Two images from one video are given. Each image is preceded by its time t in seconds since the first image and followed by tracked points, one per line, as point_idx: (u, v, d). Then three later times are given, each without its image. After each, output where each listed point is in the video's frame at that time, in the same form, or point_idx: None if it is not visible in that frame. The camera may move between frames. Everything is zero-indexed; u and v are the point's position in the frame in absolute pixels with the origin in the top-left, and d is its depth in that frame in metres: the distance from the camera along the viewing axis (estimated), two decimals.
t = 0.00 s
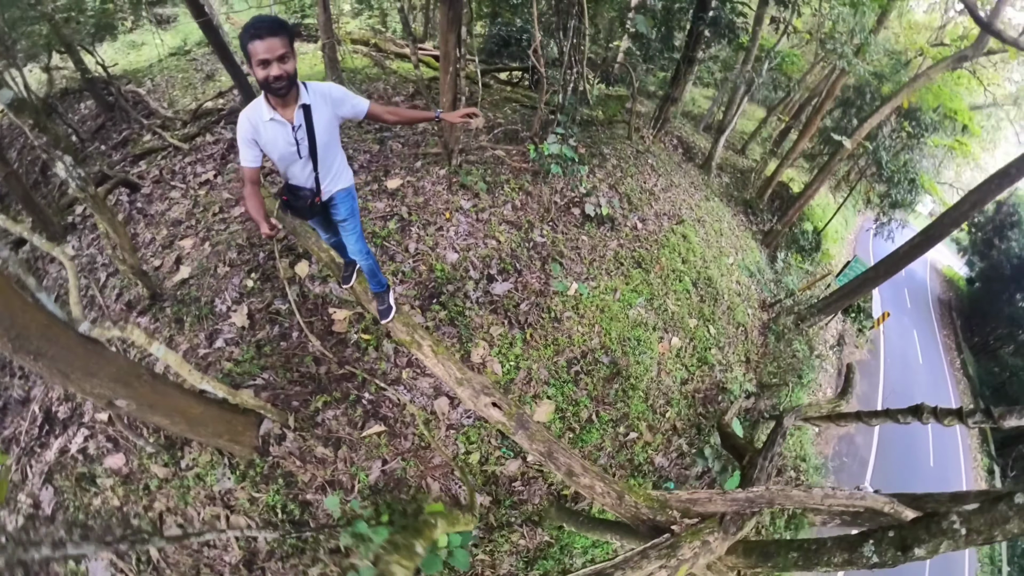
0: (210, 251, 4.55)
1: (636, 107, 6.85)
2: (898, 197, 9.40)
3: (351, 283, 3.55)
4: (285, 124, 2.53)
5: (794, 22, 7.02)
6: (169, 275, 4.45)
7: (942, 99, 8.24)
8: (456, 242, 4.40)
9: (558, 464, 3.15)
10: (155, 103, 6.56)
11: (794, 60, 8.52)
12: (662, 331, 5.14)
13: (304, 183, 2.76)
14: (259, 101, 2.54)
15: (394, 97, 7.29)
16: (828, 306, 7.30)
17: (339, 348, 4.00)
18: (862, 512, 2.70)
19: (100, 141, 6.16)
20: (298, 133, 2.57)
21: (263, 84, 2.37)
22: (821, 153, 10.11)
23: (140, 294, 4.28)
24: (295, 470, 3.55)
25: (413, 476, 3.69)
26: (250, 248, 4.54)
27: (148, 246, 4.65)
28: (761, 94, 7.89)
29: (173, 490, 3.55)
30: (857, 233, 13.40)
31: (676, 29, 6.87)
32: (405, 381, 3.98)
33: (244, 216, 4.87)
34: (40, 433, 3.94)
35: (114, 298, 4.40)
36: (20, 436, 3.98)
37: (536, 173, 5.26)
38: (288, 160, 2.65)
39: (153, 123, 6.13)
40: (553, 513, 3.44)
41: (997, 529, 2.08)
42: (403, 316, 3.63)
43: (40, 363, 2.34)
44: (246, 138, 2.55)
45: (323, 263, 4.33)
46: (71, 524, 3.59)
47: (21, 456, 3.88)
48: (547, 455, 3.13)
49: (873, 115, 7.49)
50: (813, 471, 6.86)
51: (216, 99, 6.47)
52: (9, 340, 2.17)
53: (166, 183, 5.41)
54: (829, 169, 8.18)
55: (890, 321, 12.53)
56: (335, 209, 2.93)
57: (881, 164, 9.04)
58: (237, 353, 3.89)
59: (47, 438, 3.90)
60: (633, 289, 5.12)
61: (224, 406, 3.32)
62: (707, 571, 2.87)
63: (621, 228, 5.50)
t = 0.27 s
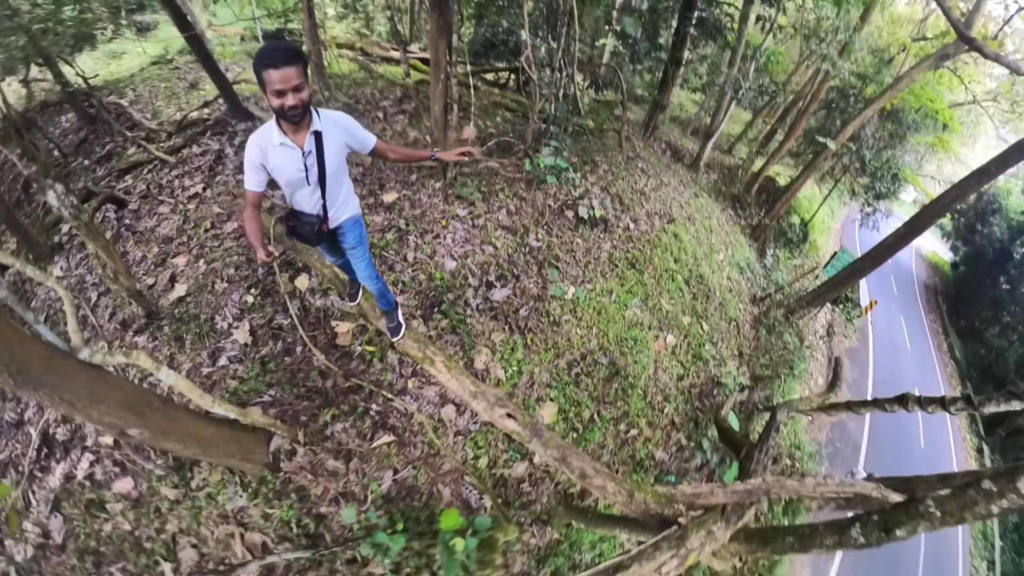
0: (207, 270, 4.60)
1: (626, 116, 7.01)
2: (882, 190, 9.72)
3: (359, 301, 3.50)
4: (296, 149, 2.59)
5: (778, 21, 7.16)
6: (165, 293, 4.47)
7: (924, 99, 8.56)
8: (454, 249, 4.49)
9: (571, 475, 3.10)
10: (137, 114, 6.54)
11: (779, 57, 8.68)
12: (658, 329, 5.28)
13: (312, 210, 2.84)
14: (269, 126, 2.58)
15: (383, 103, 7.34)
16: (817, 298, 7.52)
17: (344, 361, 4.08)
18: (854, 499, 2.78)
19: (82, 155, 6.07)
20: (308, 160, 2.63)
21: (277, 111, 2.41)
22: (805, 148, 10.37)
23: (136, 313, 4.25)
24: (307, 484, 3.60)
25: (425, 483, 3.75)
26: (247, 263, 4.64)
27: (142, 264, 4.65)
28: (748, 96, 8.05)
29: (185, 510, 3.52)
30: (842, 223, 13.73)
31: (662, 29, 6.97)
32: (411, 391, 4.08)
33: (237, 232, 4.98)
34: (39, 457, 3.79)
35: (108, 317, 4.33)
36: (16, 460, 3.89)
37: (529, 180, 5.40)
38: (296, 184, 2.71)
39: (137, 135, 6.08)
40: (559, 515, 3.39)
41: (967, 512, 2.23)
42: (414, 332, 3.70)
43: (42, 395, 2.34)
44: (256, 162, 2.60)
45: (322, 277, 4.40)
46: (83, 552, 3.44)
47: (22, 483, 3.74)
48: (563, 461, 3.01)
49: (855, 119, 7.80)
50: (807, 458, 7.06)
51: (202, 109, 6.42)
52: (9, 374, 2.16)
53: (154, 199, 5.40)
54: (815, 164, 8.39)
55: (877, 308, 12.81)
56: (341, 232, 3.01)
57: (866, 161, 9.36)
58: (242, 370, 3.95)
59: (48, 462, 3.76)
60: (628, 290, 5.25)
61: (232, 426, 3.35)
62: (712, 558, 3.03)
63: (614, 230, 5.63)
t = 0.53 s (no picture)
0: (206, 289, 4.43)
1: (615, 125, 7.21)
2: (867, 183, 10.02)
3: (367, 316, 3.57)
4: (314, 179, 2.54)
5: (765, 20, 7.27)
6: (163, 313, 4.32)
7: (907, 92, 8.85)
8: (452, 256, 4.58)
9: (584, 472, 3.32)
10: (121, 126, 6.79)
11: (767, 53, 8.78)
12: (653, 327, 5.42)
13: (326, 235, 2.82)
14: (283, 153, 2.49)
15: (373, 107, 7.38)
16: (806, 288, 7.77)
17: (350, 374, 4.06)
18: (841, 483, 2.97)
19: (68, 169, 6.29)
20: (326, 190, 2.60)
21: (300, 147, 2.33)
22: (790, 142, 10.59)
23: (137, 335, 4.14)
24: (321, 496, 3.70)
25: (436, 488, 3.90)
26: (249, 283, 4.43)
27: (139, 284, 4.93)
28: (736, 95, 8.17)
29: (199, 530, 3.55)
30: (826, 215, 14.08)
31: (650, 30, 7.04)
32: (418, 399, 4.10)
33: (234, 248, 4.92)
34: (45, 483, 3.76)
35: (106, 340, 4.21)
36: (21, 486, 3.81)
37: (523, 189, 5.48)
38: (313, 213, 2.69)
39: (123, 148, 6.27)
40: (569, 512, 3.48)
41: (941, 491, 2.39)
42: (426, 344, 3.82)
43: (55, 427, 2.41)
44: (271, 192, 2.52)
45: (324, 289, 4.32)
46: None
47: (30, 512, 3.73)
48: (575, 461, 3.25)
49: (840, 117, 8.09)
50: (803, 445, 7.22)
51: (187, 120, 6.73)
52: (18, 408, 2.24)
53: (144, 213, 5.64)
54: (802, 159, 8.69)
55: (864, 298, 13.12)
56: (354, 255, 3.02)
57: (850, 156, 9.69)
58: (248, 388, 3.90)
59: (55, 489, 3.73)
60: (623, 290, 5.38)
61: (245, 444, 3.39)
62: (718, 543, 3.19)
63: (607, 231, 5.77)
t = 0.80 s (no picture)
0: (205, 307, 4.48)
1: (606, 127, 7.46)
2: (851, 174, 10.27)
3: (375, 328, 3.57)
4: (329, 201, 2.55)
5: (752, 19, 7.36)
6: (163, 334, 4.34)
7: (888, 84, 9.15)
8: (451, 263, 4.64)
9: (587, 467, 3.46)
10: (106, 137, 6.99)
11: (752, 50, 8.91)
12: (648, 324, 5.53)
13: (342, 254, 2.83)
14: (298, 176, 2.48)
15: (362, 112, 7.42)
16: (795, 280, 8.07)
17: (356, 385, 4.06)
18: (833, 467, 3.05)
19: (54, 183, 6.47)
20: (341, 209, 2.61)
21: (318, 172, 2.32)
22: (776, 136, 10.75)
23: (138, 356, 4.18)
24: (334, 506, 3.73)
25: (447, 491, 3.93)
26: (251, 302, 4.49)
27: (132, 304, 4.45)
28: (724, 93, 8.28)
29: (213, 547, 3.58)
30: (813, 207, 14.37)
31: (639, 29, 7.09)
32: (424, 406, 4.11)
33: (231, 261, 4.79)
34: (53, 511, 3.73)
35: (105, 363, 4.21)
36: (28, 517, 3.73)
37: (517, 194, 5.53)
38: (329, 233, 2.70)
39: (110, 160, 6.43)
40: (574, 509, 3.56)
41: (921, 471, 2.52)
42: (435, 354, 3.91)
43: (72, 461, 2.48)
44: (288, 216, 2.53)
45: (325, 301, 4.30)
46: None
47: (39, 540, 3.69)
48: (587, 458, 3.35)
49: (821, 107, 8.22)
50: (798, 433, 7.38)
51: (176, 129, 6.92)
52: (35, 446, 2.30)
53: (134, 227, 5.73)
54: (788, 152, 8.97)
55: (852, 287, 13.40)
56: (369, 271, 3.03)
57: (833, 146, 9.80)
58: (254, 403, 3.95)
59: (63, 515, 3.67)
60: (618, 290, 5.48)
61: (256, 460, 3.49)
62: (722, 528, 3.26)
63: (600, 232, 5.87)
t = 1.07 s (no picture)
0: (204, 318, 4.38)
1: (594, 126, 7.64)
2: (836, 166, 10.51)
3: (384, 332, 3.74)
4: (347, 209, 2.58)
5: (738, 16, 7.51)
6: (162, 347, 4.21)
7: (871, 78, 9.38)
8: (450, 266, 4.67)
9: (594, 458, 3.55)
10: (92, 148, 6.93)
11: (734, 46, 9.10)
12: (644, 318, 5.62)
13: (358, 262, 2.87)
14: (315, 185, 2.51)
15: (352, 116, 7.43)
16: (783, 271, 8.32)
17: (362, 388, 3.99)
18: (829, 446, 3.25)
19: (38, 196, 6.37)
20: (359, 218, 2.65)
21: (337, 182, 2.36)
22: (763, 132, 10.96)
23: (138, 372, 4.05)
24: (347, 511, 3.56)
25: (460, 489, 3.83)
26: (251, 312, 4.42)
27: (129, 317, 4.36)
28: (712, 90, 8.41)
29: (226, 559, 3.38)
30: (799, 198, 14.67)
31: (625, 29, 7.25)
32: (432, 407, 4.06)
33: (227, 271, 4.77)
34: (56, 533, 3.55)
35: (103, 379, 4.08)
36: (32, 540, 3.57)
37: (512, 196, 5.61)
38: (346, 242, 2.74)
39: (97, 171, 6.38)
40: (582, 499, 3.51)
41: (910, 442, 2.48)
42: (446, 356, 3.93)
43: (84, 480, 2.44)
44: (306, 225, 2.56)
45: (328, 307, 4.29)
46: None
47: (42, 564, 3.50)
48: (599, 446, 3.42)
49: (808, 103, 8.41)
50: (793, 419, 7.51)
51: (165, 138, 6.87)
52: (46, 467, 2.28)
53: (124, 239, 5.61)
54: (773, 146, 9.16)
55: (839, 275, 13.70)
56: (383, 277, 3.08)
57: (818, 140, 10.09)
58: (261, 412, 3.80)
59: (67, 537, 3.52)
60: (613, 286, 5.56)
61: (268, 469, 3.35)
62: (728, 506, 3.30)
63: (593, 230, 5.97)
